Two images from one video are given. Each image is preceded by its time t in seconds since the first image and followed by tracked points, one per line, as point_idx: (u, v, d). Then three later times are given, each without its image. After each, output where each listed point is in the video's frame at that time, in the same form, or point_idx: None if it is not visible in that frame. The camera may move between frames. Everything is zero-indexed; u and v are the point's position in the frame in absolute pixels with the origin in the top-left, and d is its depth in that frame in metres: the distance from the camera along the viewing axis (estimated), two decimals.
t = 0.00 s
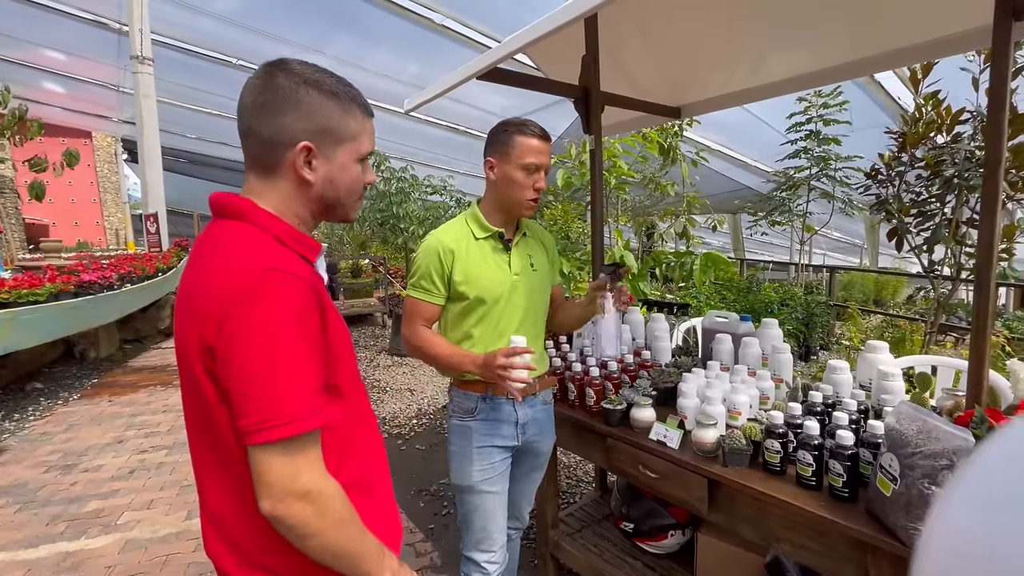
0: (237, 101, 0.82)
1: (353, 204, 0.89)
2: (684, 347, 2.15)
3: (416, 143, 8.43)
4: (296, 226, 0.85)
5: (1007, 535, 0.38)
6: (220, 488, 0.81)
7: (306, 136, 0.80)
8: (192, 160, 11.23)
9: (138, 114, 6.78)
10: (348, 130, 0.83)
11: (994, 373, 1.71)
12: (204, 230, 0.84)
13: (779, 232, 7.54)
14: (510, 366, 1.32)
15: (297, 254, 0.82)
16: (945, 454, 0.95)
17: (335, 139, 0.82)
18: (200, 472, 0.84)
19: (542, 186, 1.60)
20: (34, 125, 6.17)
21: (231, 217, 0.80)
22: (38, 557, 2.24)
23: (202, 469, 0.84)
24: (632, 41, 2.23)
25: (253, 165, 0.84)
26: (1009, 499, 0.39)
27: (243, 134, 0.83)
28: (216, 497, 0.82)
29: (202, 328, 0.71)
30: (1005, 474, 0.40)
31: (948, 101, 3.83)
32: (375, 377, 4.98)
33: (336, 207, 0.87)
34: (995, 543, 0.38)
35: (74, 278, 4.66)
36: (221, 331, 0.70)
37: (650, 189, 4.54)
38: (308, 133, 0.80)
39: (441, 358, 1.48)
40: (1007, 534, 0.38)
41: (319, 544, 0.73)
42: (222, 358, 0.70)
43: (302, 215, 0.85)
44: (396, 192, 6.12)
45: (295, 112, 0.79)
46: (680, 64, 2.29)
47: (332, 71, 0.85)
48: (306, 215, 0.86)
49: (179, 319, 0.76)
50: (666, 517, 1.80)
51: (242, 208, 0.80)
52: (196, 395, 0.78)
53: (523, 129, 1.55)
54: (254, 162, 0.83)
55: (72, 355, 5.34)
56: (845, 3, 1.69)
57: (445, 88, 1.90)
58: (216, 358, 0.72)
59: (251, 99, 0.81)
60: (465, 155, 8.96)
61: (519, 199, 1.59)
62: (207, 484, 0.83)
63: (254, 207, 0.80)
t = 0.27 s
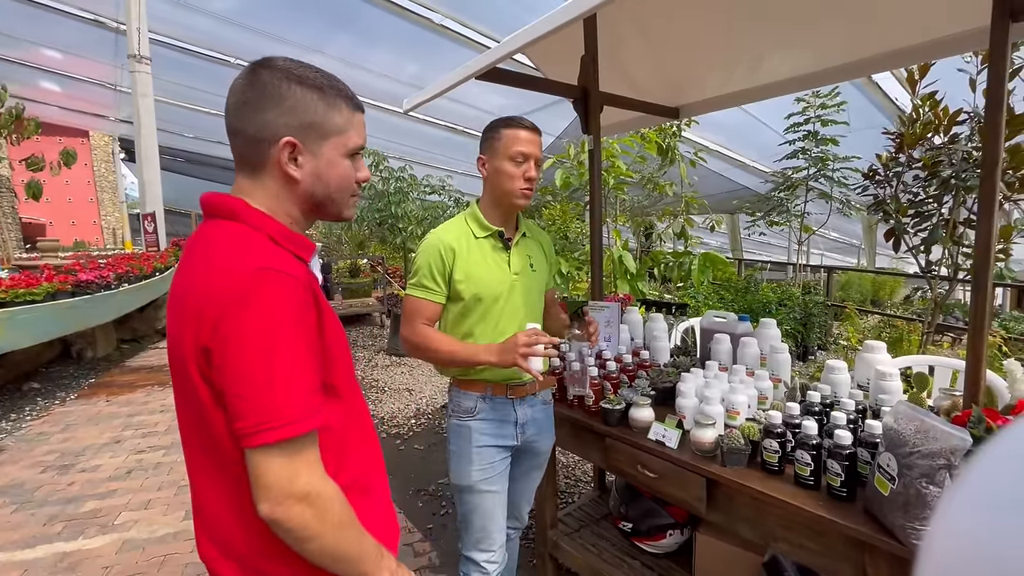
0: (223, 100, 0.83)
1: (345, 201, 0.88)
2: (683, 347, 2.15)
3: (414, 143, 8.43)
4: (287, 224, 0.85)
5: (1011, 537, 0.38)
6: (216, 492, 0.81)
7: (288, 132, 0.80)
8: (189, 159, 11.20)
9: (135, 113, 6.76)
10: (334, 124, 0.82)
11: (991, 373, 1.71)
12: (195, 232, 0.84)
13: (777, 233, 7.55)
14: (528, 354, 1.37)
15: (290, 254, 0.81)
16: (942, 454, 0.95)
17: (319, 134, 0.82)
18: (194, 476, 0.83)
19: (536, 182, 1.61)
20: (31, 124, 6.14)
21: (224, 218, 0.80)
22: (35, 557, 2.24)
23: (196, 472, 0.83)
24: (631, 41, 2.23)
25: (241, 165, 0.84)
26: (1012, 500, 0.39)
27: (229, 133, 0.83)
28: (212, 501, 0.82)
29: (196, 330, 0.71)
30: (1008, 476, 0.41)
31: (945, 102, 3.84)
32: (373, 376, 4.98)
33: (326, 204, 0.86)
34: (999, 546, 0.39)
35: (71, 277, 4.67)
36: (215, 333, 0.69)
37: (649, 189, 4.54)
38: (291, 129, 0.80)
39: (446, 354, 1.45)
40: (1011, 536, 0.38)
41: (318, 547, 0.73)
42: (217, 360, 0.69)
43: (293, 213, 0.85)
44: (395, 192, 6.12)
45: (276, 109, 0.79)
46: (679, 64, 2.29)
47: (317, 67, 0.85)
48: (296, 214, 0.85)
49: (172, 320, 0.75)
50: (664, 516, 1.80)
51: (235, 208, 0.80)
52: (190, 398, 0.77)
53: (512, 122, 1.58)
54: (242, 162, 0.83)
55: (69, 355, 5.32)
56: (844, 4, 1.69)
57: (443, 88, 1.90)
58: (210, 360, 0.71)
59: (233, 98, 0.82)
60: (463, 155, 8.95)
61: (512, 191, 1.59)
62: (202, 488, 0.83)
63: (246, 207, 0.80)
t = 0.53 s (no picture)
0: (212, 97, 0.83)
1: (335, 199, 0.87)
2: (682, 347, 2.15)
3: (413, 143, 8.42)
4: (277, 223, 0.84)
5: (1012, 537, 0.38)
6: (214, 498, 0.80)
7: (273, 127, 0.80)
8: (187, 158, 11.17)
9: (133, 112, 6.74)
10: (322, 120, 0.82)
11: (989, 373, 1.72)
12: (186, 234, 0.83)
13: (775, 233, 7.57)
14: (534, 348, 1.38)
15: (285, 255, 0.81)
16: (941, 454, 0.95)
17: (306, 130, 0.81)
18: (191, 482, 0.83)
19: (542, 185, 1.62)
20: (28, 122, 6.12)
21: (217, 219, 0.79)
22: (32, 557, 2.23)
23: (192, 478, 0.83)
24: (630, 41, 2.23)
25: (231, 163, 0.84)
26: (1012, 501, 0.39)
27: (217, 129, 0.83)
28: (209, 507, 0.81)
29: (191, 335, 0.70)
30: (1009, 478, 0.41)
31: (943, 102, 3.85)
32: (371, 376, 4.97)
33: (315, 202, 0.85)
34: (999, 546, 0.39)
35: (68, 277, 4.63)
36: (211, 338, 0.69)
37: (647, 190, 4.54)
38: (276, 125, 0.79)
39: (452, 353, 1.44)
40: (1012, 537, 0.38)
41: (320, 553, 0.73)
42: (213, 365, 0.69)
43: (282, 211, 0.85)
44: (393, 191, 6.11)
45: (261, 103, 0.79)
46: (678, 64, 2.29)
47: (307, 62, 0.85)
48: (285, 212, 0.85)
49: (165, 325, 0.75)
50: (663, 516, 1.80)
51: (228, 209, 0.79)
52: (185, 404, 0.77)
53: (522, 127, 1.57)
54: (231, 160, 0.84)
55: (66, 354, 5.30)
56: (844, 3, 1.69)
57: (441, 88, 1.91)
58: (206, 365, 0.71)
59: (221, 94, 0.82)
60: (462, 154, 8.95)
61: (520, 196, 1.59)
62: (199, 494, 0.82)
63: (238, 207, 0.79)
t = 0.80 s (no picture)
0: (212, 92, 0.82)
1: (334, 202, 0.87)
2: (681, 347, 2.16)
3: (411, 142, 8.42)
4: (275, 223, 0.84)
5: (1011, 537, 0.38)
6: (214, 503, 0.80)
7: (275, 126, 0.79)
8: (185, 157, 11.15)
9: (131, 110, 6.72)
10: (326, 120, 0.82)
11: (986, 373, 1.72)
12: (182, 235, 0.82)
13: (773, 233, 7.58)
14: (538, 348, 1.38)
15: (285, 255, 0.81)
16: (941, 454, 0.95)
17: (308, 129, 0.81)
18: (190, 486, 0.82)
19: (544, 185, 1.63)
20: (25, 121, 6.09)
21: (215, 219, 0.79)
22: (29, 557, 2.22)
23: (191, 483, 0.82)
24: (630, 41, 2.23)
25: (228, 161, 0.84)
26: (1010, 500, 0.39)
27: (216, 126, 0.83)
28: (210, 512, 0.81)
29: (191, 339, 0.69)
30: (1007, 478, 0.41)
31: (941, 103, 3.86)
32: (370, 376, 4.97)
33: (314, 203, 0.85)
34: (998, 547, 0.39)
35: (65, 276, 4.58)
36: (212, 342, 0.68)
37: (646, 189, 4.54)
38: (279, 123, 0.79)
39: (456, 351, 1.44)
40: (1010, 537, 0.38)
41: (326, 559, 0.73)
42: (215, 370, 0.68)
43: (281, 211, 0.84)
44: (392, 190, 6.11)
45: (264, 100, 0.78)
46: (678, 64, 2.29)
47: (311, 59, 0.85)
48: (283, 211, 0.85)
49: (163, 329, 0.74)
50: (662, 515, 1.81)
51: (227, 208, 0.79)
52: (184, 408, 0.76)
53: (529, 128, 1.58)
54: (231, 158, 0.83)
55: (63, 353, 5.29)
56: (844, 4, 1.69)
57: (441, 87, 1.90)
58: (207, 369, 0.70)
59: (221, 90, 0.81)
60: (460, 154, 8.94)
61: (524, 196, 1.59)
62: (199, 499, 0.81)
63: (236, 207, 0.79)
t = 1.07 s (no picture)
0: (221, 88, 0.81)
1: (344, 201, 0.88)
2: (680, 347, 2.15)
3: (411, 141, 8.41)
4: (286, 223, 0.84)
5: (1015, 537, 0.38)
6: (220, 505, 0.79)
7: (292, 127, 0.79)
8: (184, 155, 11.13)
9: (129, 108, 6.70)
10: (341, 121, 0.82)
11: (985, 373, 1.72)
12: (187, 233, 0.81)
13: (772, 233, 7.59)
14: (529, 352, 1.37)
15: (292, 255, 0.80)
16: (940, 453, 0.95)
17: (325, 131, 0.81)
18: (194, 488, 0.82)
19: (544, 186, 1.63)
20: (24, 119, 6.08)
21: (222, 218, 0.78)
22: (26, 556, 2.21)
23: (196, 485, 0.81)
24: (630, 40, 2.23)
25: (237, 160, 0.83)
26: (1013, 499, 0.39)
27: (226, 125, 0.81)
28: (214, 513, 0.80)
29: (199, 341, 0.69)
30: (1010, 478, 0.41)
31: (940, 104, 3.87)
32: (368, 375, 4.97)
33: (326, 203, 0.86)
34: (1003, 547, 0.39)
35: (63, 273, 4.63)
36: (221, 344, 0.68)
37: (645, 189, 4.55)
38: (296, 123, 0.79)
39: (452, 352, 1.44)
40: (1013, 537, 0.38)
41: (334, 562, 0.73)
42: (224, 372, 0.68)
43: (290, 210, 0.84)
44: (391, 189, 6.11)
45: (281, 101, 0.78)
46: (679, 64, 2.29)
47: (323, 57, 0.84)
48: (293, 211, 0.85)
49: (169, 329, 0.73)
50: (661, 515, 1.81)
51: (234, 207, 0.78)
52: (190, 410, 0.75)
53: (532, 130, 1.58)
54: (239, 157, 0.82)
55: (61, 351, 5.28)
56: (845, 3, 1.69)
57: (441, 86, 1.89)
58: (215, 372, 0.70)
59: (233, 86, 0.80)
60: (460, 153, 8.94)
61: (524, 198, 1.60)
62: (203, 501, 0.81)
63: (244, 205, 0.79)
